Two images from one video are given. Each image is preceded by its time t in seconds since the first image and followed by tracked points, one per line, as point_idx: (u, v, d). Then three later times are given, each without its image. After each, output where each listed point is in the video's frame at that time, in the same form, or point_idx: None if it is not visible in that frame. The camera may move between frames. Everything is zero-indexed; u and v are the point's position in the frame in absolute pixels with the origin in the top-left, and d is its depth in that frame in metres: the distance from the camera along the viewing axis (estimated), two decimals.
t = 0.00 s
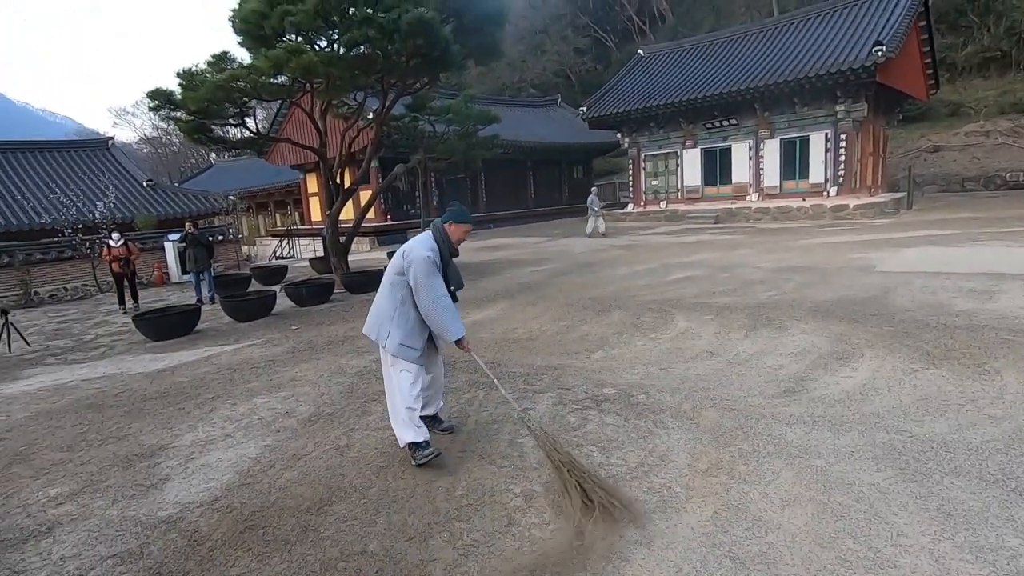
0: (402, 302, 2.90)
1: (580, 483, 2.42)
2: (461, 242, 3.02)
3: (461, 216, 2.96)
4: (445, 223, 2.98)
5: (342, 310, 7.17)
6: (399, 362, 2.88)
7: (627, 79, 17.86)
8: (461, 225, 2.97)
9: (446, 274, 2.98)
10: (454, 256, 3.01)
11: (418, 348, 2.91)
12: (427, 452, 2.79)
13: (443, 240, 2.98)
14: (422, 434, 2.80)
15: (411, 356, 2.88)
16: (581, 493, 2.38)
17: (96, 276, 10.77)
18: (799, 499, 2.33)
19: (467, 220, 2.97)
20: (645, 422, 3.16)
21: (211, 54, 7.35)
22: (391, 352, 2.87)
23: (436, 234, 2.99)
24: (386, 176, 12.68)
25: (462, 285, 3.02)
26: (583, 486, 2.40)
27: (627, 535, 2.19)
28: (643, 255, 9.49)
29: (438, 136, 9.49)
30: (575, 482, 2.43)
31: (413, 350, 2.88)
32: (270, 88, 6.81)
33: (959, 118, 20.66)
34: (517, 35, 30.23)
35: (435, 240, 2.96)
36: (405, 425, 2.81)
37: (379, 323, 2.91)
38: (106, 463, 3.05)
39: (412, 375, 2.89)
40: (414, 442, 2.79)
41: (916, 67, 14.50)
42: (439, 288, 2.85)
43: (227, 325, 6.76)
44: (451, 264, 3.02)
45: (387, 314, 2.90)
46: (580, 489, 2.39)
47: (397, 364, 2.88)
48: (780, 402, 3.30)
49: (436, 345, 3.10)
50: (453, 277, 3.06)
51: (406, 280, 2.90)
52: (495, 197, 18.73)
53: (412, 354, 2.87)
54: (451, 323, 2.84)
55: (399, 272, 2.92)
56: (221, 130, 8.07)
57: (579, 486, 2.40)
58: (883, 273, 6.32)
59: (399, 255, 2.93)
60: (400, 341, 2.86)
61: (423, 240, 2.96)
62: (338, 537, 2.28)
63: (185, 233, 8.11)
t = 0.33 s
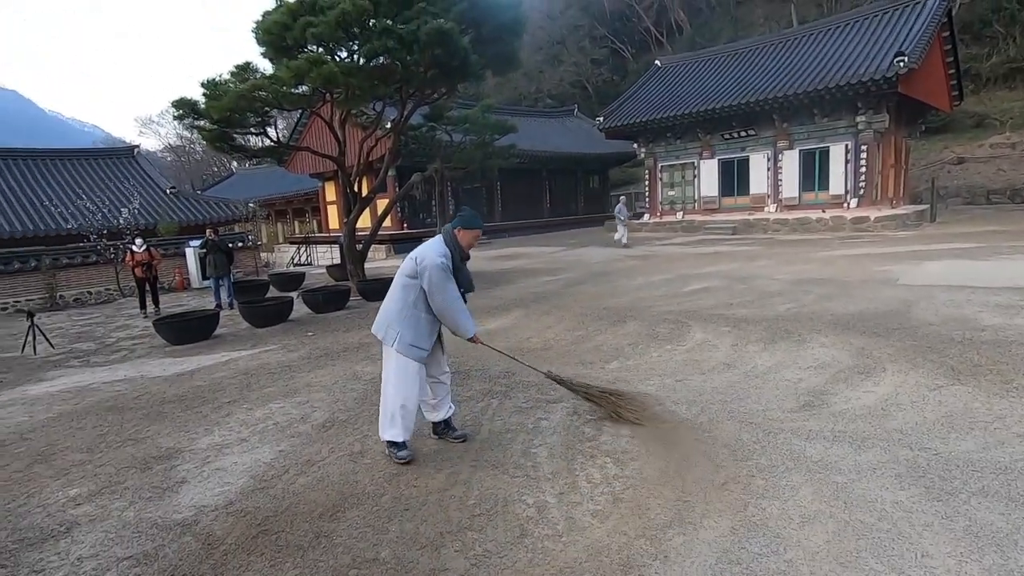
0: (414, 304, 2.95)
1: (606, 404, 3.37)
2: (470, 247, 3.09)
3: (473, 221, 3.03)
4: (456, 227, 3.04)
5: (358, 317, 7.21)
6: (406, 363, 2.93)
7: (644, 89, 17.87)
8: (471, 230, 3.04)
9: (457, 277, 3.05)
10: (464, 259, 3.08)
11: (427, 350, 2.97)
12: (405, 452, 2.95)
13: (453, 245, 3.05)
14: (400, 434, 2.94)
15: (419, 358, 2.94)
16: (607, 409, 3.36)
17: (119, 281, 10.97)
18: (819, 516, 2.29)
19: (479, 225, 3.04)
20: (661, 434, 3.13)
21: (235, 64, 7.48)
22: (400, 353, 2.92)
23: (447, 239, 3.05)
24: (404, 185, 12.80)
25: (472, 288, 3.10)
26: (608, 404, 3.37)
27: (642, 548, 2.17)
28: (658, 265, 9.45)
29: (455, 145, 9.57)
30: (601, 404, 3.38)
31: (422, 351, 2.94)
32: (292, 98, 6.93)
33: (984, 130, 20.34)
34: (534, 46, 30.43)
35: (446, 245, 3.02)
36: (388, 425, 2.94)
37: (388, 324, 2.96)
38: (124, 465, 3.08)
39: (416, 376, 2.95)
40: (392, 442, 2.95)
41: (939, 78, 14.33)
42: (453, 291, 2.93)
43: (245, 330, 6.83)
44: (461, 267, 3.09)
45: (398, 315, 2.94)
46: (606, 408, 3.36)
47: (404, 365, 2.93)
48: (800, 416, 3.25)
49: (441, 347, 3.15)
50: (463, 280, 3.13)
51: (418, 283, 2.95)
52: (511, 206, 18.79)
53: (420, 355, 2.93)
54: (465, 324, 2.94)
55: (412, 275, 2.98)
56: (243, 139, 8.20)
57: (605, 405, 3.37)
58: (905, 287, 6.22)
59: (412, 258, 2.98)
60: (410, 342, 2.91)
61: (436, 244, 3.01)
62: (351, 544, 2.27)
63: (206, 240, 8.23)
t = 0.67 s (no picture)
0: (408, 311, 3.04)
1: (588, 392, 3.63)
2: (459, 250, 3.09)
3: (457, 226, 3.03)
4: (442, 233, 3.07)
5: (371, 318, 7.24)
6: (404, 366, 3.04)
7: (660, 95, 17.82)
8: (455, 235, 3.04)
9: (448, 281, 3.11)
10: (453, 264, 3.12)
11: (425, 352, 3.06)
12: (384, 441, 3.14)
13: (440, 250, 3.09)
14: (380, 424, 3.13)
15: (416, 360, 3.04)
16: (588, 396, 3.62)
17: (139, 280, 11.13)
18: (836, 527, 2.25)
19: (463, 230, 3.03)
20: (675, 440, 3.10)
21: (255, 67, 7.57)
22: (399, 357, 3.03)
23: (436, 244, 3.09)
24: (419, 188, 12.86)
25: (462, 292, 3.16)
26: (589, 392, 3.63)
27: (655, 553, 2.15)
28: (673, 271, 9.40)
29: (470, 149, 9.60)
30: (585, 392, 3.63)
31: (419, 354, 3.03)
32: (309, 101, 6.99)
33: (1007, 138, 20.03)
34: (550, 51, 30.51)
35: (433, 252, 3.06)
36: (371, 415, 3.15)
37: (388, 329, 3.08)
38: (141, 461, 3.12)
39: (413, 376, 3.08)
40: (373, 431, 3.15)
41: (962, 86, 14.12)
42: (441, 297, 2.99)
43: (260, 330, 6.89)
44: (451, 271, 3.14)
45: (395, 321, 3.06)
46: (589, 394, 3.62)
47: (403, 368, 3.05)
48: (817, 425, 3.20)
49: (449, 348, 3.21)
50: (457, 283, 3.16)
51: (410, 291, 3.03)
52: (525, 211, 18.81)
53: (417, 358, 3.03)
54: (454, 327, 3.01)
55: (404, 282, 3.07)
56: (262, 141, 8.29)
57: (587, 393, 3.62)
58: (925, 296, 6.11)
59: (403, 266, 3.06)
60: (407, 346, 3.02)
61: (424, 252, 3.06)
62: (363, 544, 2.28)
63: (224, 240, 8.35)
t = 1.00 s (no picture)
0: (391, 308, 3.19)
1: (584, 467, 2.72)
2: (431, 249, 3.08)
3: (422, 225, 3.03)
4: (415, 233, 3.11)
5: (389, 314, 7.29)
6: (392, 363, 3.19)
7: (680, 94, 17.67)
8: (423, 234, 3.04)
9: (423, 280, 3.13)
10: (428, 262, 3.12)
11: (408, 349, 3.15)
12: (402, 434, 3.19)
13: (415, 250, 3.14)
14: (397, 417, 3.19)
15: (399, 358, 3.16)
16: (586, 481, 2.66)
17: (163, 274, 11.31)
18: (861, 531, 2.21)
19: (427, 229, 3.02)
20: (695, 440, 3.08)
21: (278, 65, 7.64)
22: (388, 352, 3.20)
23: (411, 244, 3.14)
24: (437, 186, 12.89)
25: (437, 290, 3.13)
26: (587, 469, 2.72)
27: (675, 552, 2.14)
28: (693, 272, 9.32)
29: (488, 148, 9.60)
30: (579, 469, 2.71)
31: (401, 351, 3.14)
32: (331, 99, 7.05)
33: None
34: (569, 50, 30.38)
35: (408, 251, 3.11)
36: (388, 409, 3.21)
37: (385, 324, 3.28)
38: (166, 449, 3.17)
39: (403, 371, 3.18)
40: (392, 425, 3.21)
41: (992, 86, 13.79)
42: (406, 296, 3.06)
43: (281, 325, 6.97)
44: (431, 270, 3.14)
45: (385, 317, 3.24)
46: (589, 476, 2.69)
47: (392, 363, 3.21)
48: (841, 427, 3.16)
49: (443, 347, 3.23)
50: (435, 283, 3.15)
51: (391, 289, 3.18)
52: (543, 210, 18.80)
53: (398, 354, 3.15)
54: (418, 328, 3.05)
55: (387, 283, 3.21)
56: (284, 139, 8.37)
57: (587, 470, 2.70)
58: (952, 299, 5.99)
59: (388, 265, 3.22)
60: (391, 342, 3.17)
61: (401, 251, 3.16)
62: (381, 535, 2.29)
63: (246, 236, 8.48)
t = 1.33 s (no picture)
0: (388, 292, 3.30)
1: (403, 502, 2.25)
2: (424, 238, 3.10)
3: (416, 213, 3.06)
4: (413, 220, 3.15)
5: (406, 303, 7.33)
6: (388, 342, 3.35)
7: (701, 86, 17.43)
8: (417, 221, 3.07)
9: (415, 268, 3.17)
10: (423, 249, 3.14)
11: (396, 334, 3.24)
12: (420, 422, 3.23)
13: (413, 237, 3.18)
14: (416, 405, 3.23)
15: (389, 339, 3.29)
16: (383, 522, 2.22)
17: (185, 260, 11.48)
18: (880, 528, 2.19)
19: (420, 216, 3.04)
20: (714, 434, 3.06)
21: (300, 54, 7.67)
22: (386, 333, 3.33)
23: (410, 230, 3.19)
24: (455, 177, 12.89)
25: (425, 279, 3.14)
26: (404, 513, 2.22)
27: (689, 545, 2.12)
28: (711, 266, 9.23)
29: (507, 138, 9.56)
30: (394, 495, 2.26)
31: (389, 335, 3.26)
32: (351, 88, 7.06)
33: None
34: (589, 40, 30.11)
35: (406, 236, 3.17)
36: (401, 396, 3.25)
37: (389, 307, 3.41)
38: (189, 431, 3.24)
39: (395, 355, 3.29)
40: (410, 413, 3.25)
41: None
42: (390, 282, 3.14)
43: (299, 312, 7.05)
44: (424, 258, 3.17)
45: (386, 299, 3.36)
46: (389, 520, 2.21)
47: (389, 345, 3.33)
48: (862, 424, 3.12)
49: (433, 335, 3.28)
50: (424, 271, 3.17)
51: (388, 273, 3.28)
52: (560, 202, 18.74)
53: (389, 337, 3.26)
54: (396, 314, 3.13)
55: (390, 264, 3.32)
56: (304, 128, 8.41)
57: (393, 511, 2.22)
58: (980, 298, 5.86)
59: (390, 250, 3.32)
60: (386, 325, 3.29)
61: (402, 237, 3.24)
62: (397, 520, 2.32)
63: (268, 224, 8.57)
